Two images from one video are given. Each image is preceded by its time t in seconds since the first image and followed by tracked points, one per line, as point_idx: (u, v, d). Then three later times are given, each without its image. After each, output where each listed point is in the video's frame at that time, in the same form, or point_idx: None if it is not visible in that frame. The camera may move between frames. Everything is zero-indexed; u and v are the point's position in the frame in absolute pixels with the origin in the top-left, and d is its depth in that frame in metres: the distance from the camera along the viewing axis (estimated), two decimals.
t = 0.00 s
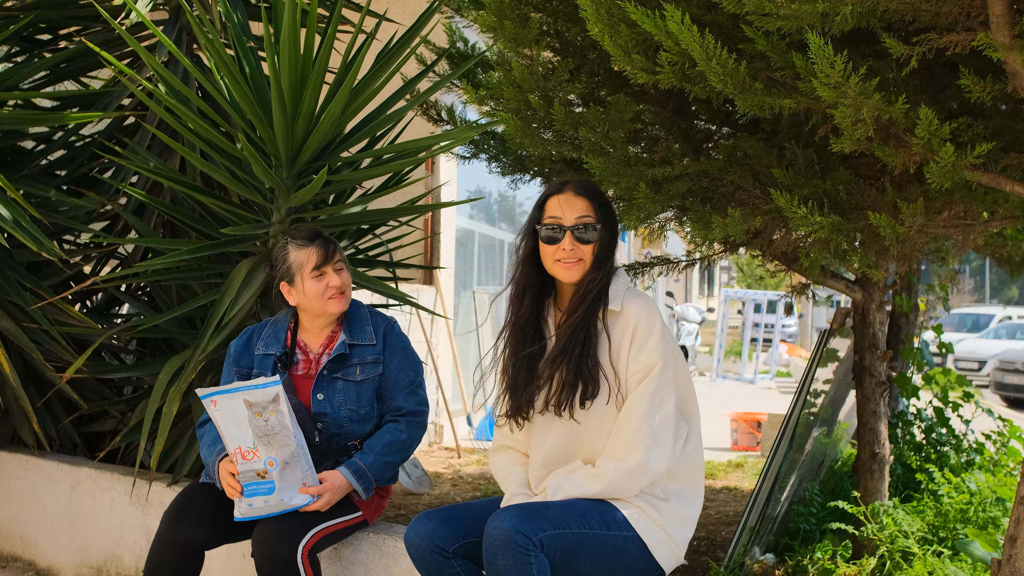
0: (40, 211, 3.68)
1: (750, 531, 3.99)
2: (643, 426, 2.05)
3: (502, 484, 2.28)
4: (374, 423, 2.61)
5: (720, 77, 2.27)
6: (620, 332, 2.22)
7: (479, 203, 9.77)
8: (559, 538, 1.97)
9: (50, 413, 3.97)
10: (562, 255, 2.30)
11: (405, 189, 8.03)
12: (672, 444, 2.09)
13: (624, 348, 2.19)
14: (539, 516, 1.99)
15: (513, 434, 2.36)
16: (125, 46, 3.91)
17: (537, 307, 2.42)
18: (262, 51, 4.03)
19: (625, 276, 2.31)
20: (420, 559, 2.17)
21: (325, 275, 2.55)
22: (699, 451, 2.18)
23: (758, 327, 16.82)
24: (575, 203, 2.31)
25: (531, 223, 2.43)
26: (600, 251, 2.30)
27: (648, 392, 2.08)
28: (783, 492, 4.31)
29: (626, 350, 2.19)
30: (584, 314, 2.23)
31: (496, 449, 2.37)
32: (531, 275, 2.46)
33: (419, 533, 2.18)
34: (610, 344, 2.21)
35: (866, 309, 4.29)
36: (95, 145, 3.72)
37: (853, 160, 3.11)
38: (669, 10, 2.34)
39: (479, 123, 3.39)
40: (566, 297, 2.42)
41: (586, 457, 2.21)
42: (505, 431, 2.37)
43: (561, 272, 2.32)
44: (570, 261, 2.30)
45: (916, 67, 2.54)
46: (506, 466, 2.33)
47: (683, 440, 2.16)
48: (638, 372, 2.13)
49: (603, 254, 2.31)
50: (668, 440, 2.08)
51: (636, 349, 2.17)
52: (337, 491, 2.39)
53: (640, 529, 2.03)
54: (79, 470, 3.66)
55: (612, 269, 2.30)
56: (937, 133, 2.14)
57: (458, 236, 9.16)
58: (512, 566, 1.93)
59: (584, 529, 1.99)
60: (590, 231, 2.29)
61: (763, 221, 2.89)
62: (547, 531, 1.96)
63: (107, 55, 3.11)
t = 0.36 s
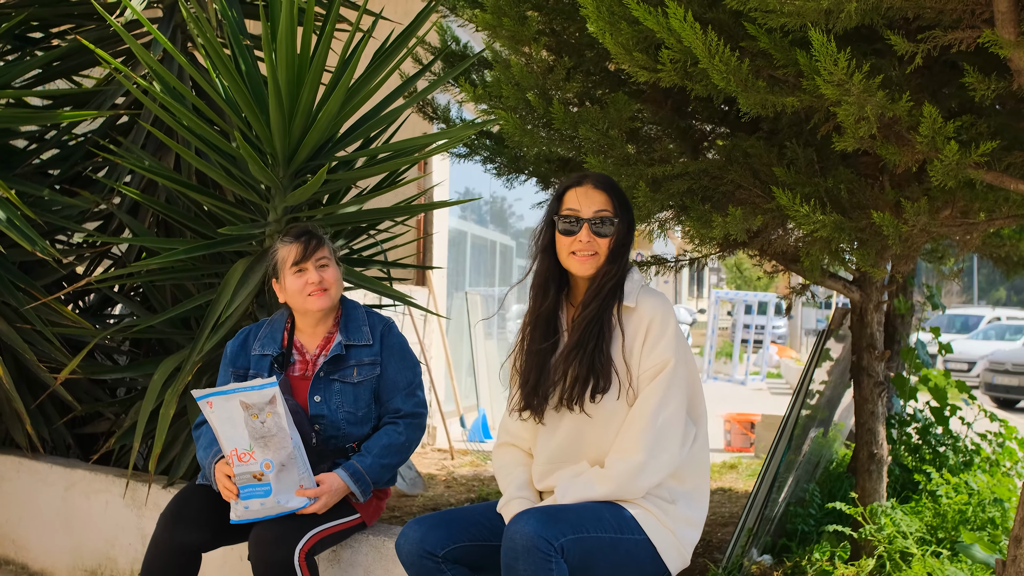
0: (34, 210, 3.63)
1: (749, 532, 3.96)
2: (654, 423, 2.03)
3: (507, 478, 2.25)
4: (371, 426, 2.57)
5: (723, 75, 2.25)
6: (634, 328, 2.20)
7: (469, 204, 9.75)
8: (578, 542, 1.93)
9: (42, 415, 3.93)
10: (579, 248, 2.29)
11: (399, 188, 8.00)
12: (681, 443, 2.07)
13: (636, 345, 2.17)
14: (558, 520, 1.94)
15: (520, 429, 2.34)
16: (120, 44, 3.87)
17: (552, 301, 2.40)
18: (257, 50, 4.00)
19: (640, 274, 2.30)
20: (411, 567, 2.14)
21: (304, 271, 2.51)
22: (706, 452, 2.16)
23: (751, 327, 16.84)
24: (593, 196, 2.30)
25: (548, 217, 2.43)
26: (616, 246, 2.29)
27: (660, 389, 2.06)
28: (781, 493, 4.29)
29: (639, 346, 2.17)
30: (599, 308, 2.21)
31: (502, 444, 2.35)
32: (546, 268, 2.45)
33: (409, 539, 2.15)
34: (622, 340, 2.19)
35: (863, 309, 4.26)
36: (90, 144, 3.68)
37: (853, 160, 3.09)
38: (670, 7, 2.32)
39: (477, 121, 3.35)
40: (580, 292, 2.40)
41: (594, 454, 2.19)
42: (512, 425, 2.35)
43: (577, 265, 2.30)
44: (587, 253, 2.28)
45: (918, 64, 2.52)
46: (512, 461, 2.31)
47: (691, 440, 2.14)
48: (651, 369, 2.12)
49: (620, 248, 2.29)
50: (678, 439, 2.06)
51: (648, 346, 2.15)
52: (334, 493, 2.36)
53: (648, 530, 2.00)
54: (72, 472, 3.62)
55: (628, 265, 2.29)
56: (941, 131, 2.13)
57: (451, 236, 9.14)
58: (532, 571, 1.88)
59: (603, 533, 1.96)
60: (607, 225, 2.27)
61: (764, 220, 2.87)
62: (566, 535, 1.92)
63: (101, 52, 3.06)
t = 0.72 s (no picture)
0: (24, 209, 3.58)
1: (745, 533, 3.92)
2: (658, 425, 2.00)
3: (508, 482, 2.23)
4: (367, 427, 2.53)
5: (725, 72, 2.22)
6: (637, 331, 2.16)
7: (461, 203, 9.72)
8: (586, 548, 1.89)
9: (33, 416, 3.88)
10: (583, 250, 2.26)
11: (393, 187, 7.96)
12: (686, 446, 2.04)
13: (640, 348, 2.14)
14: (565, 525, 1.91)
15: (521, 433, 2.31)
16: (112, 41, 3.83)
17: (554, 304, 2.37)
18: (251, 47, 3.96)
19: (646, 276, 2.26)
20: (410, 569, 2.11)
21: (295, 269, 2.47)
22: (711, 456, 2.12)
23: (744, 326, 16.84)
24: (596, 198, 2.27)
25: (551, 219, 2.40)
26: (620, 248, 2.25)
27: (665, 393, 2.03)
28: (778, 494, 4.26)
29: (643, 349, 2.14)
30: (602, 310, 2.18)
31: (504, 447, 2.33)
32: (549, 270, 2.42)
33: (409, 543, 2.11)
34: (625, 343, 2.16)
35: (861, 309, 4.22)
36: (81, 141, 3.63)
37: (852, 159, 3.06)
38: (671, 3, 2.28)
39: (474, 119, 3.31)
40: (582, 294, 2.38)
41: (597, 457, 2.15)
42: (513, 429, 2.32)
43: (580, 267, 2.27)
44: (591, 256, 2.25)
45: (920, 61, 2.49)
46: (513, 464, 2.28)
47: (696, 443, 2.10)
48: (656, 372, 2.09)
49: (623, 250, 2.26)
50: (683, 443, 2.02)
51: (654, 348, 2.12)
52: (330, 496, 2.33)
53: (651, 534, 1.97)
54: (63, 474, 3.57)
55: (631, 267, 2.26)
56: (946, 130, 2.10)
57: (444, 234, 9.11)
58: None
59: (607, 538, 1.92)
60: (611, 226, 2.24)
61: (764, 219, 2.84)
62: (573, 541, 1.89)
63: (91, 48, 3.01)
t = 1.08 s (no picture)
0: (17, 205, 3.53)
1: (745, 533, 3.88)
2: (664, 428, 1.96)
3: (510, 482, 2.20)
4: (366, 426, 2.50)
5: (729, 66, 2.19)
6: (641, 331, 2.12)
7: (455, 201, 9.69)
8: (594, 549, 1.86)
9: (26, 416, 3.83)
10: (574, 251, 2.22)
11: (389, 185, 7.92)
12: (692, 448, 2.01)
13: (644, 349, 2.10)
14: (573, 527, 1.88)
15: (525, 433, 2.28)
16: (106, 35, 3.78)
17: (555, 305, 2.34)
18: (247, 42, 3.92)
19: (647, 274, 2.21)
20: (410, 572, 2.07)
21: (294, 265, 2.44)
22: (717, 458, 2.09)
23: (740, 325, 16.84)
24: (584, 196, 2.22)
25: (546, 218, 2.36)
26: (608, 247, 2.20)
27: (670, 396, 1.99)
28: (778, 494, 4.22)
29: (647, 350, 2.10)
30: (600, 312, 2.14)
31: (506, 447, 2.30)
32: (548, 269, 2.39)
33: (408, 545, 2.08)
34: (626, 344, 2.13)
35: (862, 306, 4.20)
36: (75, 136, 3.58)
37: (854, 154, 3.04)
38: None
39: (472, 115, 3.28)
40: (583, 293, 2.35)
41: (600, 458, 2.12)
42: (515, 430, 2.30)
43: (569, 268, 2.25)
44: (579, 256, 2.22)
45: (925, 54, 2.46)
46: (515, 464, 2.26)
47: (702, 445, 2.07)
48: (660, 374, 2.05)
49: (614, 249, 2.21)
50: (690, 445, 1.99)
51: (658, 349, 2.08)
52: (328, 496, 2.29)
53: (657, 535, 1.94)
54: (56, 474, 3.53)
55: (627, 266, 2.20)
56: (955, 124, 2.06)
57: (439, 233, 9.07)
58: None
59: (615, 539, 1.89)
60: (597, 226, 2.19)
61: (767, 216, 2.81)
62: (582, 543, 1.86)
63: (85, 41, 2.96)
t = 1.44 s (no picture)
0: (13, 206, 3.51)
1: (745, 537, 3.85)
2: (667, 434, 1.95)
3: (512, 486, 2.19)
4: (367, 429, 2.48)
5: (733, 67, 2.18)
6: (642, 336, 2.10)
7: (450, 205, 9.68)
8: (604, 555, 1.85)
9: (21, 419, 3.80)
10: (559, 255, 2.22)
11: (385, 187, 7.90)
12: (696, 452, 1.99)
13: (645, 355, 2.08)
14: (583, 532, 1.87)
15: (526, 436, 2.27)
16: (104, 35, 3.77)
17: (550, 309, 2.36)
18: (246, 43, 3.91)
19: (645, 277, 2.18)
20: None
21: (295, 266, 2.42)
22: (720, 461, 2.07)
23: (734, 329, 16.84)
24: (566, 200, 2.20)
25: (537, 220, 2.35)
26: (591, 251, 2.18)
27: (672, 402, 1.98)
28: (777, 497, 4.20)
29: (649, 355, 2.08)
30: (593, 316, 2.13)
31: (507, 451, 2.30)
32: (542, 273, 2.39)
33: (409, 549, 2.06)
34: (623, 349, 2.10)
35: (861, 309, 4.19)
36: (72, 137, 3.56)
37: (855, 156, 3.03)
38: None
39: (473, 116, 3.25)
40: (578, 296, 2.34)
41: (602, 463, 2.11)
42: (515, 434, 2.29)
43: (554, 272, 2.26)
44: (561, 262, 2.22)
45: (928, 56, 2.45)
46: (516, 468, 2.24)
47: (706, 449, 2.05)
48: (663, 380, 2.03)
49: (598, 251, 2.18)
50: (694, 449, 1.98)
51: (660, 354, 2.05)
52: (329, 500, 2.27)
53: (664, 540, 1.93)
54: (52, 477, 3.51)
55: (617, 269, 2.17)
56: (961, 125, 2.05)
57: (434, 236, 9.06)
58: None
59: (623, 544, 1.88)
60: (578, 229, 2.18)
61: (769, 218, 2.80)
62: (591, 548, 1.85)
63: (82, 40, 2.93)
